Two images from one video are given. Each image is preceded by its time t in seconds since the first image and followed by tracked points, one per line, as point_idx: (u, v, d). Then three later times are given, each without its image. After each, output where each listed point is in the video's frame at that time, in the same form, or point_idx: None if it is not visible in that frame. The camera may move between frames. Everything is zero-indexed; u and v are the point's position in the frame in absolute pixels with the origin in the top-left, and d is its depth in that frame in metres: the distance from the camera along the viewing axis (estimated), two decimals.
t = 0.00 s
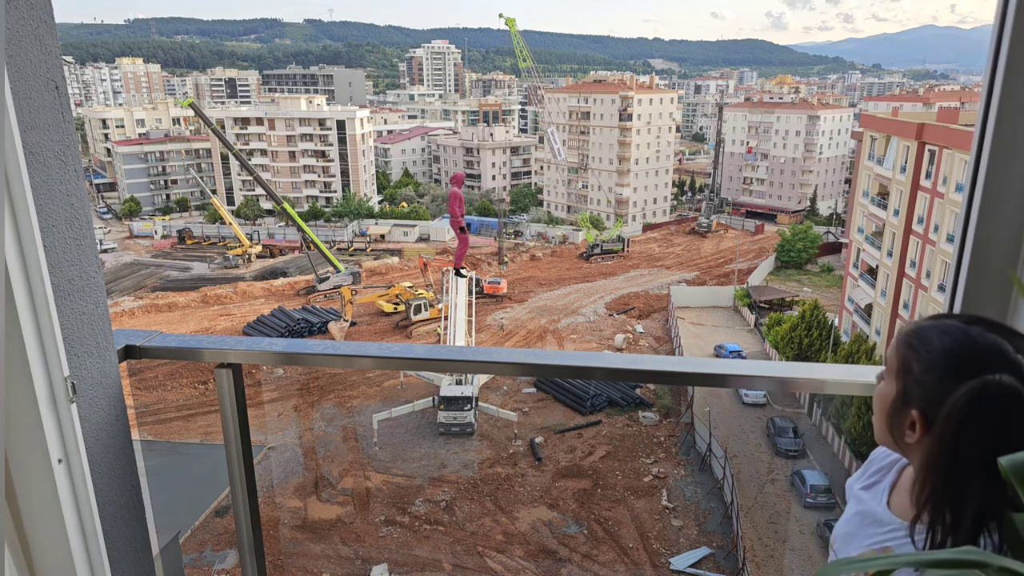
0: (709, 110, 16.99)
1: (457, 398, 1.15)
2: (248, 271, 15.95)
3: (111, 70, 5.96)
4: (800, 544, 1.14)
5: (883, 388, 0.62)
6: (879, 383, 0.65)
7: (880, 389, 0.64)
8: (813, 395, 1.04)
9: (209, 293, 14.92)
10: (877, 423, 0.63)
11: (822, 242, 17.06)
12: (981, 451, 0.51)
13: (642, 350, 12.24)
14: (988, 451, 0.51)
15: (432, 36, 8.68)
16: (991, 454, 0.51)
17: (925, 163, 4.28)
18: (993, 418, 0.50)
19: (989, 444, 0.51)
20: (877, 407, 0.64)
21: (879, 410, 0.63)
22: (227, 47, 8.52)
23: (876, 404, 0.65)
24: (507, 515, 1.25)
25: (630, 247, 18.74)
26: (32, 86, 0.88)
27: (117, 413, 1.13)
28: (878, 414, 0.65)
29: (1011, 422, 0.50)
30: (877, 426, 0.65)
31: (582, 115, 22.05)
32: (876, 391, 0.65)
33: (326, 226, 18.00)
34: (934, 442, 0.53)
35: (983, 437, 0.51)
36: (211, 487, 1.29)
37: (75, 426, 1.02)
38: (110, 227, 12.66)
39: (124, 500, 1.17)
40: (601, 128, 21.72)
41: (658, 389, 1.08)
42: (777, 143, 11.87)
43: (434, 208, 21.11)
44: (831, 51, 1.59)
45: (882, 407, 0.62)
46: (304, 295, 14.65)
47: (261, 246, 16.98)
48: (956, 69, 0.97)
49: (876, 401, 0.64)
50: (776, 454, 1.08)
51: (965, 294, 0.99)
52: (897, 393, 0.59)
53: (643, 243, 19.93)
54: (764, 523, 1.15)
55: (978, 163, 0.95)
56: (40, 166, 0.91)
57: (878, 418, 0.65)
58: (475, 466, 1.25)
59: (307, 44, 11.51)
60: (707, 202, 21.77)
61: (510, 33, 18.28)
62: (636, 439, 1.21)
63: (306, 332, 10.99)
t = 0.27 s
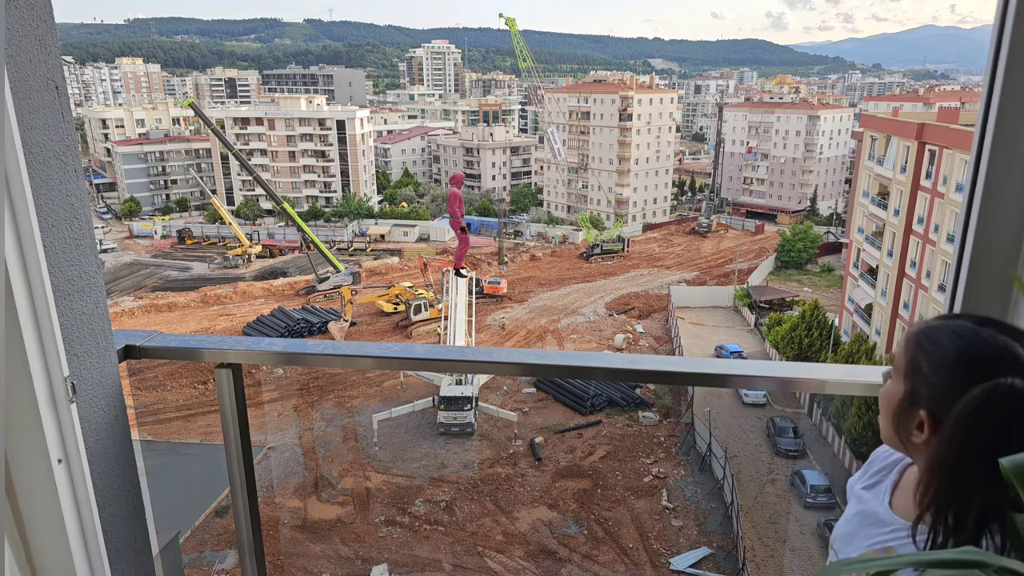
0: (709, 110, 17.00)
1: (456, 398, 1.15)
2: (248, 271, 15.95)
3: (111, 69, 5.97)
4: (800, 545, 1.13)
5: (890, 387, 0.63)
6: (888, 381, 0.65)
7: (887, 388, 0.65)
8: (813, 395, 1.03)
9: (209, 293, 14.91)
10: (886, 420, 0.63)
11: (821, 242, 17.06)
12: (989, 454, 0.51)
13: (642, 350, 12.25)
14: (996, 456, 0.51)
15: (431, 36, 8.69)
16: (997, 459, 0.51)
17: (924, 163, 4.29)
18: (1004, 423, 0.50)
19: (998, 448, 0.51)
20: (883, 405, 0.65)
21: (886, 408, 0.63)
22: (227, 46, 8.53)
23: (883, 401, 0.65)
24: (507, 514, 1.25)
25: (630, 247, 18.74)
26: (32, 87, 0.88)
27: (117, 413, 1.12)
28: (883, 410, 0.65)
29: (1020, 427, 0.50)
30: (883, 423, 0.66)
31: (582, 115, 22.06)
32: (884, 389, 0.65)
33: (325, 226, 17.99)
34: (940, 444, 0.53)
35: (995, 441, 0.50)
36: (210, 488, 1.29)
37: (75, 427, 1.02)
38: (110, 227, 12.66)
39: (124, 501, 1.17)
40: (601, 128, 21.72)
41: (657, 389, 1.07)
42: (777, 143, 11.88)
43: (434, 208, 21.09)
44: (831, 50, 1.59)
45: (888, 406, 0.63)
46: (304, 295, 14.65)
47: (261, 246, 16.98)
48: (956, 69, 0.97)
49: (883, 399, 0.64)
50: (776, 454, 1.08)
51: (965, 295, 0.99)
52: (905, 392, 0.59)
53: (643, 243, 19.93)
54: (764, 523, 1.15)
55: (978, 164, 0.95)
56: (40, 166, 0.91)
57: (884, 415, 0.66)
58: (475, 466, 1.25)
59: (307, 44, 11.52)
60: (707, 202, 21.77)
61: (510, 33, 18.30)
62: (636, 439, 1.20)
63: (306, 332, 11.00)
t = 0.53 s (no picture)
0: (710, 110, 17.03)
1: (456, 398, 1.15)
2: (248, 271, 15.95)
3: (111, 70, 5.99)
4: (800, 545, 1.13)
5: (893, 392, 0.63)
6: (891, 385, 0.65)
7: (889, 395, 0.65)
8: (813, 395, 1.03)
9: (209, 293, 14.91)
10: (889, 427, 0.63)
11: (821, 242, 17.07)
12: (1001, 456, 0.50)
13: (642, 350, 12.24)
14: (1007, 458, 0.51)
15: (431, 36, 8.70)
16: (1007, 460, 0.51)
17: (924, 162, 4.29)
18: (1012, 423, 0.49)
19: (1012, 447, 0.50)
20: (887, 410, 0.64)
21: (889, 414, 0.63)
22: (226, 46, 8.54)
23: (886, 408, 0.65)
24: (507, 514, 1.25)
25: (630, 247, 18.74)
26: (32, 87, 0.88)
27: (117, 413, 1.12)
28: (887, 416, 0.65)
29: None
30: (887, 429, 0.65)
31: (582, 115, 22.06)
32: (887, 395, 0.65)
33: (325, 226, 17.99)
34: (953, 447, 0.53)
35: (1008, 443, 0.50)
36: (210, 487, 1.29)
37: (75, 429, 1.02)
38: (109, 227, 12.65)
39: (124, 501, 1.17)
40: (601, 128, 21.73)
41: (658, 389, 1.07)
42: (778, 143, 11.89)
43: (434, 208, 21.09)
44: (830, 50, 1.60)
45: (892, 411, 0.62)
46: (304, 295, 14.65)
47: (261, 246, 16.98)
48: (956, 70, 0.97)
49: (884, 405, 0.64)
50: (776, 454, 1.08)
51: (966, 296, 0.99)
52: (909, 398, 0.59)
53: (643, 243, 19.93)
54: (764, 524, 1.15)
55: (978, 164, 0.95)
56: (41, 166, 0.91)
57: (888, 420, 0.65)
58: (475, 466, 1.25)
59: (307, 44, 11.54)
60: (707, 203, 21.76)
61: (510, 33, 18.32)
62: (637, 439, 1.20)
63: (306, 332, 11.01)
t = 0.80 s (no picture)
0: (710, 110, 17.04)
1: (457, 398, 1.16)
2: (248, 271, 15.96)
3: (112, 70, 6.01)
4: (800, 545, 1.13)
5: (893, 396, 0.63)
6: (891, 389, 0.66)
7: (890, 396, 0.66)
8: (813, 395, 1.03)
9: (209, 293, 14.90)
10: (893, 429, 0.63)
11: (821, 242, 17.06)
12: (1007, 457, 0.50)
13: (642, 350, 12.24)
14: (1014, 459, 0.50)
15: (431, 36, 8.72)
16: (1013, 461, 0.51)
17: (924, 162, 4.29)
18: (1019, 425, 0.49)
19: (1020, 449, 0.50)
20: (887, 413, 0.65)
21: (891, 416, 0.64)
22: (226, 46, 8.56)
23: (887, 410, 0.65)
24: (507, 514, 1.25)
25: (630, 247, 18.74)
26: (32, 87, 0.88)
27: (117, 413, 1.12)
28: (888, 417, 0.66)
29: None
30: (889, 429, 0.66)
31: (582, 115, 22.07)
32: (887, 396, 0.66)
33: (326, 226, 17.99)
34: (963, 451, 0.52)
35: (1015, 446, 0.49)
36: (210, 487, 1.29)
37: (75, 429, 1.02)
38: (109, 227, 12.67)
39: (124, 501, 1.17)
40: (601, 128, 21.74)
41: (658, 389, 1.07)
42: (777, 143, 11.91)
43: (434, 208, 21.09)
44: (830, 51, 1.60)
45: (898, 415, 0.62)
46: (304, 295, 14.66)
47: (261, 246, 16.99)
48: (956, 70, 0.97)
49: (889, 409, 0.64)
50: (776, 454, 1.08)
51: (965, 296, 0.99)
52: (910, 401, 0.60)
53: (643, 243, 19.93)
54: (764, 523, 1.15)
55: (978, 164, 0.95)
56: (40, 166, 0.91)
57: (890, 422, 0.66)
58: (475, 466, 1.25)
59: (307, 44, 11.56)
60: (707, 202, 21.76)
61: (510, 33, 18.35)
62: (636, 439, 1.20)
63: (306, 332, 11.01)
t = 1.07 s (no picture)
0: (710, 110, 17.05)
1: (457, 398, 1.16)
2: (248, 271, 15.95)
3: (112, 70, 6.02)
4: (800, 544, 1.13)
5: (911, 416, 0.58)
6: (895, 414, 0.59)
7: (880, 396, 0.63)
8: (813, 395, 1.03)
9: (209, 293, 14.90)
10: (915, 455, 0.58)
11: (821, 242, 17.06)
12: None
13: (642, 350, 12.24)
14: None
15: (432, 37, 8.72)
16: None
17: (924, 162, 4.29)
18: None
19: None
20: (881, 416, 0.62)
21: (909, 441, 0.58)
22: (226, 46, 8.57)
23: (890, 435, 0.60)
24: (507, 515, 1.25)
25: (630, 247, 18.73)
26: (32, 87, 0.87)
27: (117, 413, 1.12)
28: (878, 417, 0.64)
29: None
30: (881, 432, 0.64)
31: (582, 115, 22.08)
32: (897, 425, 0.59)
33: (326, 226, 17.98)
34: None
35: None
36: (211, 487, 1.29)
37: (75, 430, 1.03)
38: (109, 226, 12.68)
39: (124, 501, 1.17)
40: (601, 128, 21.74)
41: (658, 389, 1.07)
42: (777, 143, 11.91)
43: (434, 208, 21.09)
44: (831, 51, 1.60)
45: (934, 438, 0.56)
46: (304, 295, 14.66)
47: (261, 246, 16.99)
48: (957, 69, 0.97)
49: (913, 435, 0.58)
50: (776, 454, 1.08)
51: (964, 295, 0.99)
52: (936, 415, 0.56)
53: (643, 243, 19.92)
54: (764, 523, 1.15)
55: (978, 164, 0.95)
56: (41, 167, 0.91)
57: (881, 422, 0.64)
58: (475, 466, 1.24)
59: (307, 44, 11.57)
60: (707, 203, 21.76)
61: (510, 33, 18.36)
62: (637, 439, 1.20)
63: (306, 332, 11.00)
